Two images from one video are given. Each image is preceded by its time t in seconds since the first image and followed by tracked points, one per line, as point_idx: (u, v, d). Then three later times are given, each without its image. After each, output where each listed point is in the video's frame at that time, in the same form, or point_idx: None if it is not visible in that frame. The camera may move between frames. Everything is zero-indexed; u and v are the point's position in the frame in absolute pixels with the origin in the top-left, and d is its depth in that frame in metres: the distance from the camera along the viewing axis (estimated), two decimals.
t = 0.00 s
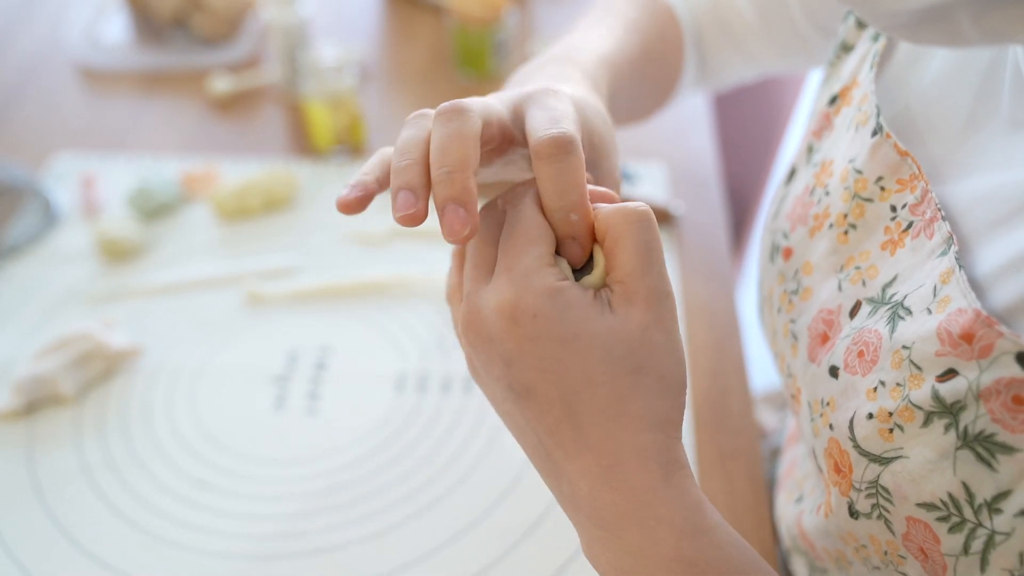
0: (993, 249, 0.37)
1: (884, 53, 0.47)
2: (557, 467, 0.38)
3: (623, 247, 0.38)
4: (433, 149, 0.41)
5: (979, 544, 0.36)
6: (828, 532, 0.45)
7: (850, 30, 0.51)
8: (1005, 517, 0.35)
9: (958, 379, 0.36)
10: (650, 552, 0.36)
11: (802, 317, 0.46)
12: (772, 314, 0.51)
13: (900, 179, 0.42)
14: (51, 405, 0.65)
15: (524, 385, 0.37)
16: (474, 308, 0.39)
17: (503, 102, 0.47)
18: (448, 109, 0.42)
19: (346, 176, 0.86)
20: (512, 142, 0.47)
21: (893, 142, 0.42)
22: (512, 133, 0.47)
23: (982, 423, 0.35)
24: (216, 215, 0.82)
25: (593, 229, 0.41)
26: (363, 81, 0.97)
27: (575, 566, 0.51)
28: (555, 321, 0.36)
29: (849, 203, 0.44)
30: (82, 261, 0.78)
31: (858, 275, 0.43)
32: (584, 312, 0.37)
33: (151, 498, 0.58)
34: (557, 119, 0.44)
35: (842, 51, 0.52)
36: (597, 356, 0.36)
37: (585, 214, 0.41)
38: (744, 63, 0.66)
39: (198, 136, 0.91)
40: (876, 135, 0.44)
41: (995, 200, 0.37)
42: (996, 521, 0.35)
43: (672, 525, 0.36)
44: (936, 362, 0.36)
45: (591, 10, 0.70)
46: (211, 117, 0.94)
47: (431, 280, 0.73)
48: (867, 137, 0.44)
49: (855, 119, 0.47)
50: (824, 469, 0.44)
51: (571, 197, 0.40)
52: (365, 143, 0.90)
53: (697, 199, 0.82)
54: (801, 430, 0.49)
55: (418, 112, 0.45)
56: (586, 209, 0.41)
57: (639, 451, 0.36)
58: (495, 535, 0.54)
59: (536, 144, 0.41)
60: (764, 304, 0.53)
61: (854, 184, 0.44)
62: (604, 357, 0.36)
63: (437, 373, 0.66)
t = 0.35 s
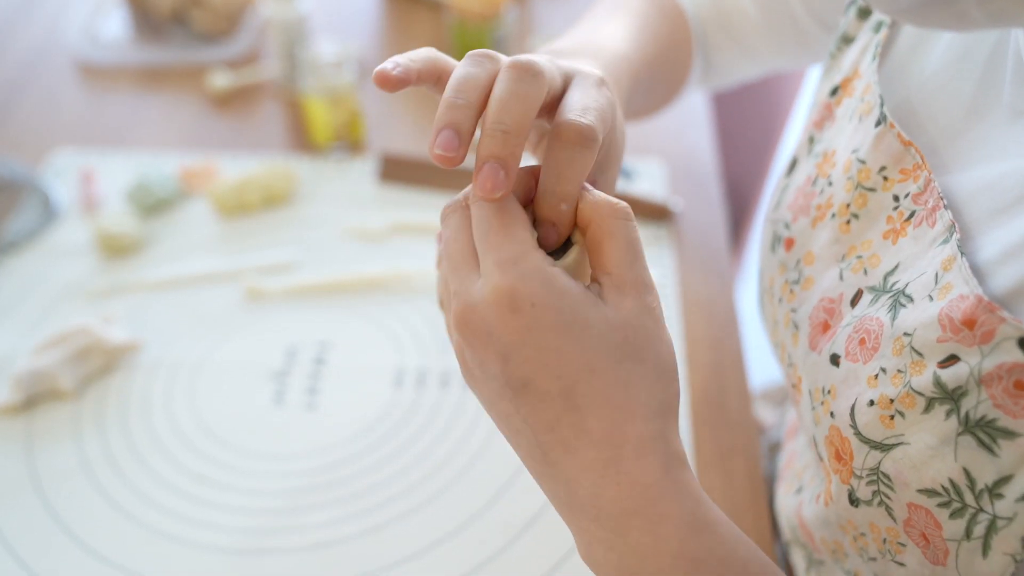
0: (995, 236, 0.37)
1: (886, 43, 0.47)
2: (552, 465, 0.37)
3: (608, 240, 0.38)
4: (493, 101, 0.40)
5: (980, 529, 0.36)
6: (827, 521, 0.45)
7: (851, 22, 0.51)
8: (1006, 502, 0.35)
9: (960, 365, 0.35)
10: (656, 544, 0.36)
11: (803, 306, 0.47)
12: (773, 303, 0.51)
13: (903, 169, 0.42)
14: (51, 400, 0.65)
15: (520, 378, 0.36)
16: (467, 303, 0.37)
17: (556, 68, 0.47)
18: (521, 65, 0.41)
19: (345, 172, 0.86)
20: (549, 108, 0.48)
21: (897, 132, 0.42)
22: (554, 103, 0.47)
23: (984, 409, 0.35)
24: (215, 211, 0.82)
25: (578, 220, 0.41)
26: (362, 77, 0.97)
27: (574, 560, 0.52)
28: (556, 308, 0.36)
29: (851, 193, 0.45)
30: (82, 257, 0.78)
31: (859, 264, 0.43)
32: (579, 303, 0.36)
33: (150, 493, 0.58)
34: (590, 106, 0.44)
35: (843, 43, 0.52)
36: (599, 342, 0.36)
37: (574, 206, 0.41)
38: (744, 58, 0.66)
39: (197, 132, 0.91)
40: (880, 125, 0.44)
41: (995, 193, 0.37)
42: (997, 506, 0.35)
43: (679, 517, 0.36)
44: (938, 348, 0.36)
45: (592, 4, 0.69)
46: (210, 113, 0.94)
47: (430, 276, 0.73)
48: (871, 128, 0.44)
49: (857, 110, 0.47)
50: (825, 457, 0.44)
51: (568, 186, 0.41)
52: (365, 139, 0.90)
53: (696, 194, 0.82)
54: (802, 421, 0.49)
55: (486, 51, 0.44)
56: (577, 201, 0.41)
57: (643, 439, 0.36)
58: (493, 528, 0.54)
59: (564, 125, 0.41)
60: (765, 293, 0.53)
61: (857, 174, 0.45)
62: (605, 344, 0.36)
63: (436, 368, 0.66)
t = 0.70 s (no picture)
0: (996, 240, 0.37)
1: (889, 43, 0.47)
2: (555, 472, 0.37)
3: (630, 239, 0.39)
4: (488, 102, 0.40)
5: (984, 535, 0.36)
6: (829, 524, 0.45)
7: (852, 21, 0.51)
8: (1011, 509, 0.35)
9: (965, 370, 0.35)
10: (659, 549, 0.36)
11: (804, 308, 0.47)
12: (775, 304, 0.51)
13: (902, 169, 0.42)
14: (51, 399, 0.65)
15: (521, 383, 0.36)
16: (459, 309, 0.37)
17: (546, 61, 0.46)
18: (509, 62, 0.40)
19: (345, 171, 0.86)
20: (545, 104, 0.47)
21: (896, 132, 0.42)
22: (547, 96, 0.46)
23: (990, 414, 0.35)
24: (216, 210, 0.82)
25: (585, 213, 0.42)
26: (363, 76, 0.97)
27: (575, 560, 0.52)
28: (553, 313, 0.36)
29: (851, 193, 0.45)
30: (82, 256, 0.78)
31: (860, 265, 0.43)
32: (578, 301, 0.37)
33: (149, 491, 0.58)
34: (589, 95, 0.43)
35: (845, 42, 0.52)
36: (598, 342, 0.36)
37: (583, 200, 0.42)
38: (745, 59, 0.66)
39: (198, 131, 0.91)
40: (879, 124, 0.44)
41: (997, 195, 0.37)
42: (1001, 513, 0.35)
43: (685, 520, 0.36)
44: (943, 352, 0.36)
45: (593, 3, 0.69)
46: (211, 112, 0.94)
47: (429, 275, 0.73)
48: (871, 127, 0.44)
49: (858, 109, 0.47)
50: (826, 460, 0.44)
51: (579, 180, 0.41)
52: (365, 138, 0.90)
53: (696, 193, 0.82)
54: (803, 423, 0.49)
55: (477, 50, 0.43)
56: (586, 195, 0.42)
57: (645, 440, 0.36)
58: (493, 527, 0.54)
59: (565, 118, 0.40)
60: (767, 294, 0.53)
61: (857, 174, 0.45)
62: (604, 343, 0.36)
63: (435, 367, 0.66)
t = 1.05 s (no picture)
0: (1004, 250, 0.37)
1: (892, 51, 0.47)
2: (561, 464, 0.37)
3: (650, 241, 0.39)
4: (493, 162, 0.40)
5: (987, 550, 0.36)
6: (832, 534, 0.45)
7: (854, 29, 0.51)
8: (1014, 524, 0.35)
9: (967, 385, 0.36)
10: (653, 549, 0.35)
11: (806, 318, 0.47)
12: (777, 313, 0.51)
13: (907, 182, 0.42)
14: (52, 402, 0.65)
15: (538, 370, 0.37)
16: (493, 293, 0.39)
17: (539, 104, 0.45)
18: (502, 118, 0.40)
19: (345, 175, 0.86)
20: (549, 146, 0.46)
21: (901, 145, 0.42)
22: (550, 135, 0.45)
23: (992, 430, 0.35)
24: (216, 213, 0.82)
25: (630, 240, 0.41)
26: (364, 79, 0.98)
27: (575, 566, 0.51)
28: (575, 308, 0.37)
29: (856, 205, 0.45)
30: (83, 259, 0.78)
31: (864, 277, 0.43)
32: (602, 303, 0.37)
33: (150, 494, 0.58)
34: (599, 126, 0.42)
35: (847, 50, 0.51)
36: (619, 346, 0.36)
37: (624, 226, 0.40)
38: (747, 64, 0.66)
39: (199, 134, 0.91)
40: (883, 137, 0.44)
41: (1000, 204, 0.37)
42: (1005, 528, 0.35)
43: (684, 525, 0.35)
44: (945, 368, 0.36)
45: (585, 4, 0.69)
46: (212, 115, 0.94)
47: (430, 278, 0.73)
48: (875, 139, 0.44)
49: (861, 120, 0.47)
50: (829, 472, 0.44)
51: (612, 208, 0.40)
52: (365, 140, 0.90)
53: (696, 195, 0.82)
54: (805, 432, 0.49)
55: (465, 114, 0.43)
56: (626, 220, 0.40)
57: (649, 445, 0.35)
58: (493, 529, 0.54)
59: (580, 151, 0.40)
60: (768, 302, 0.53)
61: (861, 186, 0.45)
62: (624, 349, 0.36)
63: (436, 369, 0.66)
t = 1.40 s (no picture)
0: (1010, 266, 0.36)
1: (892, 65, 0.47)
2: (597, 497, 0.37)
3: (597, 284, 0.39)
4: (468, 164, 0.40)
5: (997, 568, 0.36)
6: (839, 551, 0.44)
7: (852, 43, 0.51)
8: None
9: (975, 404, 0.35)
10: (711, 558, 0.36)
11: (809, 335, 0.47)
12: (779, 329, 0.51)
13: (910, 198, 0.42)
14: (51, 408, 0.65)
15: (553, 422, 0.36)
16: (485, 357, 0.37)
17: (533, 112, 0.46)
18: (492, 121, 0.40)
19: (345, 179, 0.86)
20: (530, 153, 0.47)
21: (903, 161, 0.42)
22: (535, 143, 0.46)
23: (1001, 448, 0.35)
24: (217, 218, 0.82)
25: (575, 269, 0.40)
26: (363, 83, 0.98)
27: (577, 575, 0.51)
28: (578, 348, 0.36)
29: (858, 221, 0.45)
30: (83, 264, 0.78)
31: (868, 294, 0.43)
32: (598, 331, 0.36)
33: (150, 498, 0.58)
34: (575, 147, 0.43)
35: (845, 63, 0.52)
36: (623, 370, 0.36)
37: (570, 255, 0.40)
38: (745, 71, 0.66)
39: (199, 139, 0.91)
40: (885, 152, 0.44)
41: (1004, 216, 0.37)
42: (1015, 546, 0.35)
43: (731, 532, 0.37)
44: (953, 386, 0.36)
45: (592, 19, 0.69)
46: (211, 121, 0.94)
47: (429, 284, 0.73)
48: (877, 155, 0.44)
49: (862, 135, 0.47)
50: (834, 489, 0.44)
51: (562, 236, 0.40)
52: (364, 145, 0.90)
53: (696, 201, 0.82)
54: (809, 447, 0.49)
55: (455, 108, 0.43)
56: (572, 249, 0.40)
57: (683, 454, 0.36)
58: (495, 536, 0.54)
59: (550, 171, 0.40)
60: (770, 318, 0.53)
61: (863, 202, 0.45)
62: (629, 371, 0.36)
63: (436, 376, 0.65)
